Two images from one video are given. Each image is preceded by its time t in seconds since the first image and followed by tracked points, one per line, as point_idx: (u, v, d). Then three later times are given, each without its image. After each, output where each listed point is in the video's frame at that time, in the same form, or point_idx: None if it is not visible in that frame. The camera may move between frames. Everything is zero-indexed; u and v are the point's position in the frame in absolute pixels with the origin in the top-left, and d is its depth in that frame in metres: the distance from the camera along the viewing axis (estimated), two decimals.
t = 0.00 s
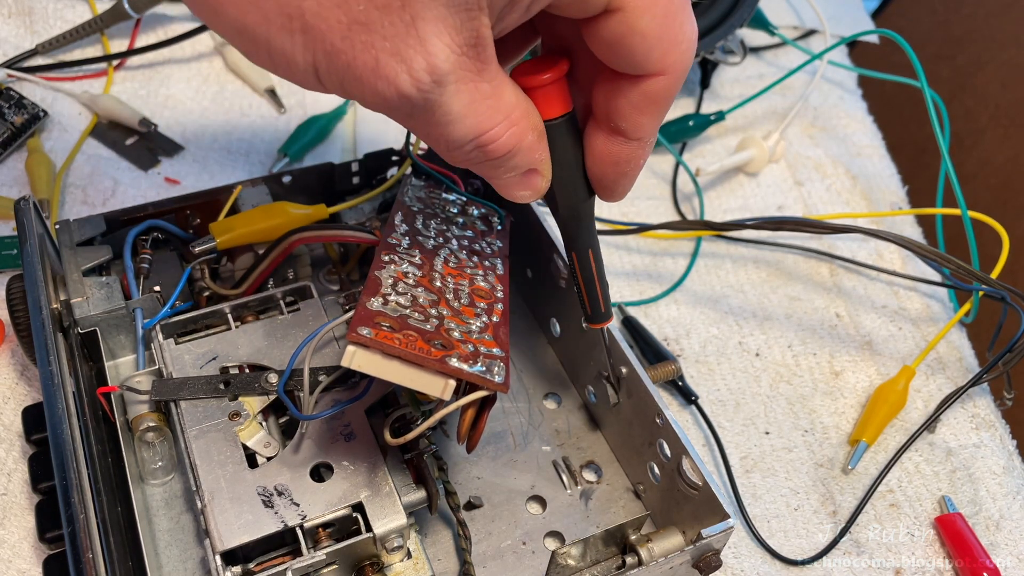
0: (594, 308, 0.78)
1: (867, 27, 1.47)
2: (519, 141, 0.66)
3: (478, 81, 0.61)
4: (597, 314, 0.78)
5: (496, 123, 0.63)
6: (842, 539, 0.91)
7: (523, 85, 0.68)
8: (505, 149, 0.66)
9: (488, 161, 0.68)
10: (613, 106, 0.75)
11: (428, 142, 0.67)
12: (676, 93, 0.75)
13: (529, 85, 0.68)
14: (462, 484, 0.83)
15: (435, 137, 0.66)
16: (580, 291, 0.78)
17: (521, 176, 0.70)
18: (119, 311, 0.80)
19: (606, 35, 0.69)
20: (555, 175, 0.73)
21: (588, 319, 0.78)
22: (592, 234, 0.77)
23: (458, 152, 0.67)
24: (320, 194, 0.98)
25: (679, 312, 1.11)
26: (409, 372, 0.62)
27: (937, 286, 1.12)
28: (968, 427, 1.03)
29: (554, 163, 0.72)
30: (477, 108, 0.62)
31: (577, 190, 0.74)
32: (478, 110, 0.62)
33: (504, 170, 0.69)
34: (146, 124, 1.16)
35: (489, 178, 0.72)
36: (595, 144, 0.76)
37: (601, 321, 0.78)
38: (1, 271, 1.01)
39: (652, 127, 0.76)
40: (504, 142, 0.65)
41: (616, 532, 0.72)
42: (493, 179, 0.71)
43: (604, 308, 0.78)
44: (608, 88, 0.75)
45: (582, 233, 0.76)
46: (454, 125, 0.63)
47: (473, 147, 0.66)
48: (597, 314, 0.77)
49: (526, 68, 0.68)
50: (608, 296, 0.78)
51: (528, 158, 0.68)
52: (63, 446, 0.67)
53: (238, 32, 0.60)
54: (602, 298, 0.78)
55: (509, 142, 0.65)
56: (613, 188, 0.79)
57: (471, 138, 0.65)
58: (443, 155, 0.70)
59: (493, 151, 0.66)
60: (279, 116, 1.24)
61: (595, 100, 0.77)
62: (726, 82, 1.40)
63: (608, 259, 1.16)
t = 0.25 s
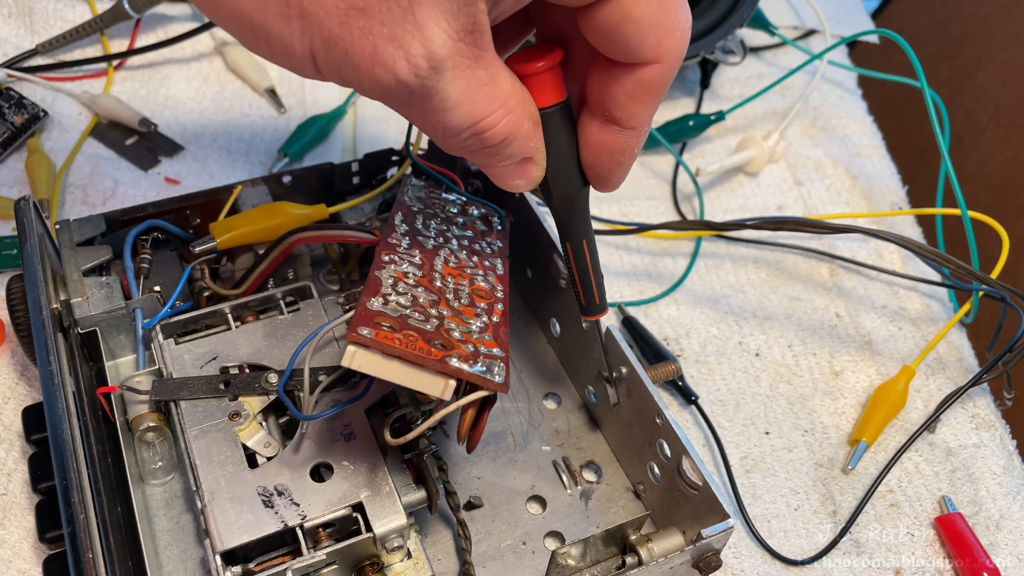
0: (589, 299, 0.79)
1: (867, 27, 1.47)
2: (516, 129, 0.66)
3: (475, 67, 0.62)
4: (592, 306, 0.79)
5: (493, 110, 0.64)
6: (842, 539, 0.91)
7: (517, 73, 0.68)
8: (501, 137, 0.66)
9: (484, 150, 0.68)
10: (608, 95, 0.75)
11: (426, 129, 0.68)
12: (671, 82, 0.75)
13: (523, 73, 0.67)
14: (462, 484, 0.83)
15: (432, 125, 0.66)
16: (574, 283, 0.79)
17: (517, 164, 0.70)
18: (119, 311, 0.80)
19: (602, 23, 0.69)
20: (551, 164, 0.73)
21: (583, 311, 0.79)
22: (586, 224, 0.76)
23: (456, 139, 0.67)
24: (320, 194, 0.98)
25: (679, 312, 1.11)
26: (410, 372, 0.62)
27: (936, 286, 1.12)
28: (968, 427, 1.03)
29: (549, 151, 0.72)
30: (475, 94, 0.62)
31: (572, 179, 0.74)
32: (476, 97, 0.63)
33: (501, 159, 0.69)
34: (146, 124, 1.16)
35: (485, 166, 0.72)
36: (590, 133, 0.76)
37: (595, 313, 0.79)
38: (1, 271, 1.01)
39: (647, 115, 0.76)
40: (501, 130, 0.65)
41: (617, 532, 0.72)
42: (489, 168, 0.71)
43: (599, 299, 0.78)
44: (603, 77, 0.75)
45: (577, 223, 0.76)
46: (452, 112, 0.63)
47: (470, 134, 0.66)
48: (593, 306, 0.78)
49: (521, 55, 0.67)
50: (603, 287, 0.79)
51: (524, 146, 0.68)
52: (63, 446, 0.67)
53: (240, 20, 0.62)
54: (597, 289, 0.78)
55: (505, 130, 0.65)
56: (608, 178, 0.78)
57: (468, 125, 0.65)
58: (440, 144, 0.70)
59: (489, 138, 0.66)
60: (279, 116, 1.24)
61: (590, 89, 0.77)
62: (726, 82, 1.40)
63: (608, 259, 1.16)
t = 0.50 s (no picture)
0: (575, 291, 0.79)
1: (867, 27, 1.47)
2: (505, 121, 0.66)
3: (464, 60, 0.62)
4: (578, 296, 0.79)
5: (482, 102, 0.64)
6: (842, 539, 0.91)
7: (507, 65, 0.67)
8: (489, 129, 0.66)
9: (474, 142, 0.68)
10: (594, 87, 0.76)
11: (415, 121, 0.68)
12: (656, 74, 0.76)
13: (511, 65, 0.67)
14: (462, 484, 0.83)
15: (422, 117, 0.66)
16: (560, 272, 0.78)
17: (505, 156, 0.71)
18: (119, 311, 0.80)
19: (588, 16, 0.69)
20: (540, 159, 0.73)
21: (567, 301, 0.80)
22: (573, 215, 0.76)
23: (445, 131, 0.68)
24: (320, 194, 0.98)
25: (679, 312, 1.11)
26: (410, 372, 0.62)
27: (936, 286, 1.12)
28: (968, 427, 1.03)
29: (537, 143, 0.72)
30: (464, 87, 0.63)
31: (560, 172, 0.74)
32: (464, 89, 0.63)
33: (489, 150, 0.69)
34: (146, 124, 1.16)
35: (474, 158, 0.72)
36: (577, 126, 0.75)
37: (581, 304, 0.79)
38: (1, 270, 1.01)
39: (633, 108, 0.76)
40: (489, 122, 0.65)
41: (617, 532, 0.72)
42: (478, 159, 0.72)
43: (584, 290, 0.79)
44: (590, 69, 0.75)
45: (562, 214, 0.76)
46: (441, 105, 0.64)
47: (459, 126, 0.66)
48: (576, 297, 0.78)
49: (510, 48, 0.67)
50: (588, 279, 0.79)
51: (512, 138, 0.68)
52: (63, 446, 0.67)
53: (228, 13, 0.62)
54: (582, 281, 0.78)
55: (494, 122, 0.66)
56: (595, 171, 0.78)
57: (457, 117, 0.65)
58: (429, 135, 0.70)
59: (479, 130, 0.66)
60: (279, 116, 1.24)
61: (577, 83, 0.77)
62: (726, 82, 1.40)
63: (608, 259, 1.16)
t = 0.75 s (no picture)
0: (575, 301, 0.79)
1: (867, 27, 1.47)
2: (507, 132, 0.66)
3: (466, 71, 0.62)
4: (579, 306, 0.79)
5: (483, 114, 0.64)
6: (842, 539, 0.91)
7: (508, 77, 0.67)
8: (491, 141, 0.66)
9: (475, 152, 0.68)
10: (596, 99, 0.76)
11: (417, 130, 0.68)
12: (658, 86, 0.76)
13: (513, 76, 0.67)
14: (462, 484, 0.83)
15: (423, 127, 0.66)
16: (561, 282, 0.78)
17: (506, 166, 0.71)
18: (119, 311, 0.80)
19: (592, 28, 0.69)
20: (542, 169, 0.73)
21: (569, 311, 0.80)
22: (573, 225, 0.76)
23: (446, 142, 0.68)
24: (320, 194, 0.98)
25: (679, 312, 1.11)
26: (409, 372, 0.62)
27: (936, 286, 1.12)
28: (968, 427, 1.03)
29: (539, 154, 0.71)
30: (465, 98, 0.62)
31: (561, 183, 0.74)
32: (466, 101, 0.63)
33: (491, 161, 0.69)
34: (146, 124, 1.16)
35: (475, 168, 0.72)
36: (579, 136, 0.76)
37: (582, 314, 0.79)
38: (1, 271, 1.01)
39: (635, 119, 0.77)
40: (491, 133, 0.65)
41: (616, 532, 0.72)
42: (480, 170, 0.71)
43: (586, 301, 0.79)
44: (591, 80, 0.76)
45: (561, 223, 0.76)
46: (443, 116, 0.63)
47: (460, 137, 0.66)
48: (578, 308, 0.78)
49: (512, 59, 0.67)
50: (589, 290, 0.79)
51: (514, 149, 0.68)
52: (63, 446, 0.67)
53: (232, 22, 0.62)
54: (584, 291, 0.79)
55: (496, 134, 0.65)
56: (598, 182, 0.79)
57: (459, 129, 0.65)
58: (431, 145, 0.70)
59: (480, 142, 0.66)
60: (279, 116, 1.24)
61: (579, 94, 0.78)
62: (726, 83, 1.40)
63: (608, 259, 1.15)
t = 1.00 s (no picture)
0: (584, 315, 0.79)
1: (867, 27, 1.47)
2: (522, 151, 0.66)
3: (483, 93, 0.62)
4: (588, 321, 0.79)
5: (499, 134, 0.64)
6: (842, 539, 0.91)
7: (525, 95, 0.68)
8: (507, 160, 0.66)
9: (490, 171, 0.69)
10: (611, 117, 0.75)
11: (433, 149, 0.68)
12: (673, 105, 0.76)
13: (530, 94, 0.67)
14: (462, 484, 0.83)
15: (439, 146, 0.66)
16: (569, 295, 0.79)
17: (521, 185, 0.71)
18: (119, 311, 0.80)
19: (608, 48, 0.69)
20: (556, 186, 0.73)
21: (578, 326, 0.80)
22: (584, 241, 0.77)
23: (461, 161, 0.68)
24: (319, 194, 0.98)
25: (679, 312, 1.11)
26: (409, 372, 0.62)
27: (936, 286, 1.12)
28: (968, 427, 1.03)
29: (553, 171, 0.72)
30: (482, 118, 0.63)
31: (573, 200, 0.75)
32: (484, 121, 0.63)
33: (505, 180, 0.69)
34: (146, 124, 1.16)
35: (490, 186, 0.72)
36: (593, 154, 0.76)
37: (591, 329, 0.79)
38: (2, 271, 1.01)
39: (649, 137, 0.76)
40: (507, 153, 0.66)
41: (616, 532, 0.72)
42: (494, 188, 0.72)
43: (594, 317, 0.79)
44: (607, 98, 0.75)
45: (572, 239, 0.76)
46: (460, 136, 0.64)
47: (476, 156, 0.66)
48: (585, 323, 0.78)
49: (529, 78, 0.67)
50: (598, 305, 0.79)
51: (529, 168, 0.68)
52: (63, 446, 0.67)
53: (249, 42, 0.59)
54: (592, 307, 0.78)
55: (511, 153, 0.66)
56: (610, 198, 0.79)
57: (475, 148, 0.65)
58: (446, 163, 0.70)
59: (496, 161, 0.66)
60: (279, 116, 1.24)
61: (593, 112, 0.77)
62: (726, 83, 1.40)
63: (608, 259, 1.15)
